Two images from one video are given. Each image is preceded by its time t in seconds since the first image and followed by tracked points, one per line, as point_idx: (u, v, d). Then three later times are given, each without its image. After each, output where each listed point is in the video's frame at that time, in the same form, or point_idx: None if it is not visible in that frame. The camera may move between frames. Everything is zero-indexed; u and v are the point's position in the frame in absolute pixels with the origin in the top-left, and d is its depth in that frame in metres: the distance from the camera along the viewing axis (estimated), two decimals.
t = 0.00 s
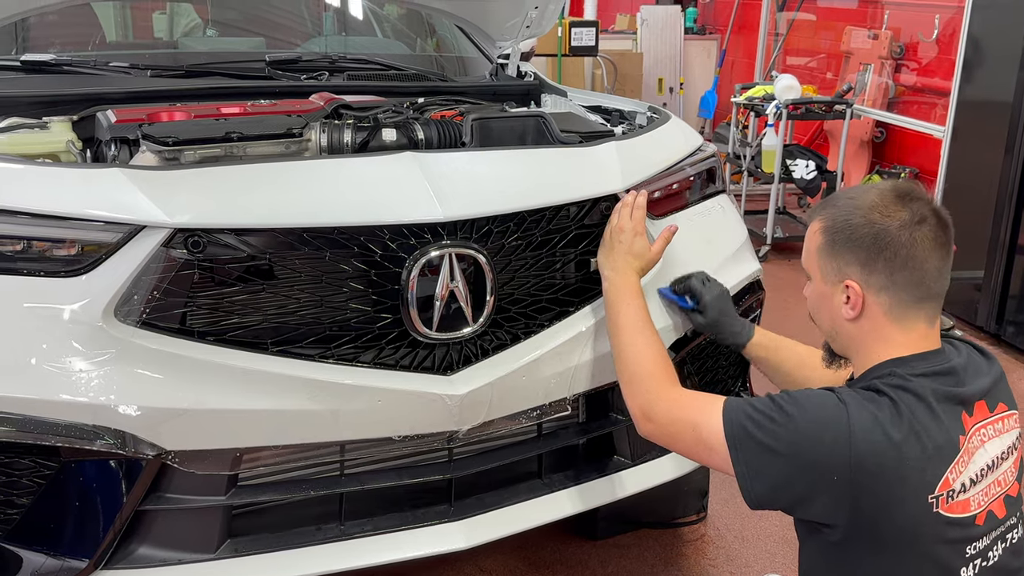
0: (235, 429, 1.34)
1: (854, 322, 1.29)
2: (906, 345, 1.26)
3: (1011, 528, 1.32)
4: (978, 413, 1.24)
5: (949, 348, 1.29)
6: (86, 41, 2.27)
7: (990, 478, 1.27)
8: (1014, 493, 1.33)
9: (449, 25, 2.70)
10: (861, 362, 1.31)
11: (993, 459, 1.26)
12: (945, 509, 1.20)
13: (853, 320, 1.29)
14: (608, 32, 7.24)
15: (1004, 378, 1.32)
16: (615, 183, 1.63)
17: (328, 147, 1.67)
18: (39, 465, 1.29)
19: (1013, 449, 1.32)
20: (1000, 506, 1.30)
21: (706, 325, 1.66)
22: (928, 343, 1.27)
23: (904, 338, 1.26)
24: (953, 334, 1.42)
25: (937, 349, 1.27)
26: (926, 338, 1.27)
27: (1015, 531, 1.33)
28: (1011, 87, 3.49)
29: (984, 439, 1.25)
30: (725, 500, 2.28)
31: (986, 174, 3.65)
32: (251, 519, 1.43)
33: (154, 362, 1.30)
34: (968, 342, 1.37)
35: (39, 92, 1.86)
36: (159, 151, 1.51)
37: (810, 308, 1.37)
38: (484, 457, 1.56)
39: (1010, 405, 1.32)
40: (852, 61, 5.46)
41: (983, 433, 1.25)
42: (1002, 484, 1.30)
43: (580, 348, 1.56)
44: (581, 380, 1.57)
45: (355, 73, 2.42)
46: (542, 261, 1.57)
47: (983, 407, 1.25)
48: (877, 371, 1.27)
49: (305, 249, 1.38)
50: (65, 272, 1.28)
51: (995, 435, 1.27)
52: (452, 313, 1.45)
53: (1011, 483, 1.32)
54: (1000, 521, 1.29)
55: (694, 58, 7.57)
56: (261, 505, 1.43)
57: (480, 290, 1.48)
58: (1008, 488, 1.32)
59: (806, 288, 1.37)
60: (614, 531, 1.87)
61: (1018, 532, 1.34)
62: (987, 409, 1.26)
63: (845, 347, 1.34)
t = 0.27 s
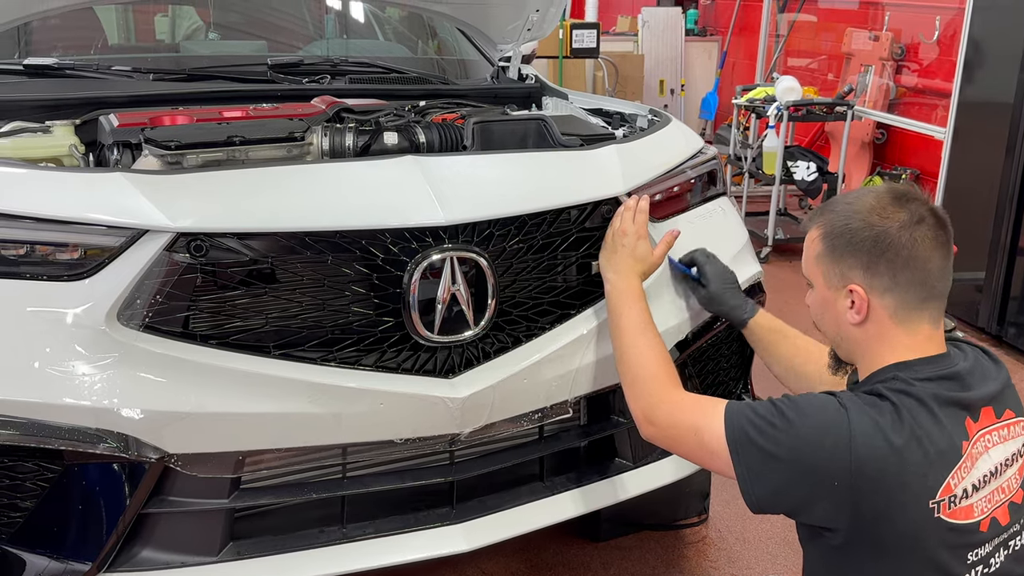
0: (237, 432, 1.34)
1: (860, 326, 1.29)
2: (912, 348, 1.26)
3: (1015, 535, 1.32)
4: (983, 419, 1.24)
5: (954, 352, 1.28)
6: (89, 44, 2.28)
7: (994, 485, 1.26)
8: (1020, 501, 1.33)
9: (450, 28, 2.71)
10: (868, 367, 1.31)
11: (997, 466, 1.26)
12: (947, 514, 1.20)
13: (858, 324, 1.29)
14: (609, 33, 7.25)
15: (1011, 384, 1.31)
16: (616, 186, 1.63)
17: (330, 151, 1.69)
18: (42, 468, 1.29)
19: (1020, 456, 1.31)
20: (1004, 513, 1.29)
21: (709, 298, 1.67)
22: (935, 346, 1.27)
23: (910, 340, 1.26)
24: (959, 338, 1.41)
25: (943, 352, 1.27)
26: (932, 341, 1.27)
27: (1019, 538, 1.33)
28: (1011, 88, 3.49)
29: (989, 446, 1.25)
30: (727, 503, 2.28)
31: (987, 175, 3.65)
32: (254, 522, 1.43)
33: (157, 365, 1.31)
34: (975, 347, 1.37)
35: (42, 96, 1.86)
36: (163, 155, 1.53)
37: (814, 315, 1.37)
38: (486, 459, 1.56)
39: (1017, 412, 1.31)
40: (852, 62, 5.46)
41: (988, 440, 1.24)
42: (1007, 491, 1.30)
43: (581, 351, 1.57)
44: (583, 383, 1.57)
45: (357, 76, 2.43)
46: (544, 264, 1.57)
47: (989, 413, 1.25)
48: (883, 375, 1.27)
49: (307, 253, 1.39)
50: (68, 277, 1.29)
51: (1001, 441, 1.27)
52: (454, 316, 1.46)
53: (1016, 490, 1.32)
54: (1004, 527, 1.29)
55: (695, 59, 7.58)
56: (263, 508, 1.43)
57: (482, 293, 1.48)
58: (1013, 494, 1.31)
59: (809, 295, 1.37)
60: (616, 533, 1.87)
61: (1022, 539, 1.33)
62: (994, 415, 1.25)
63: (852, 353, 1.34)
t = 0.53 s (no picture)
0: (238, 433, 1.35)
1: (863, 330, 1.28)
2: (917, 350, 1.26)
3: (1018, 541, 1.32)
4: (987, 424, 1.24)
5: (957, 356, 1.28)
6: (89, 46, 2.28)
7: (997, 490, 1.26)
8: None
9: (449, 30, 2.71)
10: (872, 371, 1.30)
11: (1001, 471, 1.26)
12: (948, 519, 1.20)
13: (862, 329, 1.28)
14: (609, 34, 7.26)
15: (1017, 389, 1.31)
16: (616, 187, 1.63)
17: (330, 152, 1.68)
18: (43, 469, 1.30)
19: None
20: (1009, 519, 1.29)
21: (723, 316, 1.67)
22: (940, 349, 1.26)
23: (914, 343, 1.26)
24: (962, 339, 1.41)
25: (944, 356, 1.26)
26: (935, 344, 1.26)
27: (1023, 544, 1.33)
28: (1011, 88, 3.49)
29: (992, 451, 1.24)
30: (727, 503, 2.28)
31: (987, 175, 3.65)
32: (254, 523, 1.44)
33: (158, 367, 1.31)
34: (981, 351, 1.36)
35: (42, 98, 1.87)
36: (163, 157, 1.53)
37: (815, 321, 1.37)
38: (486, 460, 1.56)
39: None
40: (852, 62, 5.46)
41: (991, 445, 1.24)
42: (1011, 497, 1.29)
43: (581, 352, 1.57)
44: (583, 384, 1.57)
45: (357, 78, 2.44)
46: (544, 265, 1.57)
47: (993, 418, 1.25)
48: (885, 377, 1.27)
49: (307, 254, 1.39)
50: (68, 278, 1.29)
51: (1004, 446, 1.26)
52: (454, 317, 1.46)
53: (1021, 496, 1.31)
54: (1007, 533, 1.29)
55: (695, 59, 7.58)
56: (263, 509, 1.44)
57: (482, 294, 1.48)
58: (1018, 500, 1.31)
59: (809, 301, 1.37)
60: (616, 534, 1.87)
61: None
62: (998, 419, 1.25)
63: (856, 358, 1.33)
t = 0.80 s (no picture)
0: (235, 434, 1.35)
1: (848, 337, 1.29)
2: (902, 357, 1.26)
3: (1015, 539, 1.32)
4: (982, 424, 1.24)
5: (953, 357, 1.28)
6: (87, 47, 2.28)
7: (994, 490, 1.26)
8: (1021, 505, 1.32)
9: (448, 30, 2.71)
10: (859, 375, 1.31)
11: (997, 471, 1.25)
12: (946, 521, 1.20)
13: (846, 335, 1.29)
14: (608, 34, 7.25)
15: (1009, 388, 1.31)
16: (613, 187, 1.63)
17: (327, 152, 1.67)
18: (40, 470, 1.29)
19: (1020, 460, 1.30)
20: (1005, 518, 1.29)
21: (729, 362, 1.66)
22: (927, 353, 1.27)
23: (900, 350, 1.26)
24: (955, 339, 1.41)
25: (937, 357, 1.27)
26: (924, 348, 1.27)
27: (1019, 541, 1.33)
28: (1010, 87, 3.49)
29: (988, 450, 1.24)
30: (726, 503, 2.28)
31: (986, 175, 3.65)
32: (251, 524, 1.44)
33: (155, 368, 1.31)
34: (973, 351, 1.36)
35: (40, 98, 1.86)
36: (160, 158, 1.53)
37: (801, 324, 1.37)
38: (484, 461, 1.56)
39: (1017, 415, 1.30)
40: (851, 62, 5.46)
41: (987, 444, 1.24)
42: (1007, 496, 1.29)
43: (578, 352, 1.57)
44: (581, 384, 1.57)
45: (356, 78, 2.44)
46: (541, 265, 1.57)
47: (987, 417, 1.24)
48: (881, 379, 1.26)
49: (304, 255, 1.39)
50: (66, 279, 1.29)
51: (1000, 446, 1.26)
52: (452, 317, 1.45)
53: (1016, 494, 1.31)
54: (1005, 532, 1.29)
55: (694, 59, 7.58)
56: (261, 510, 1.43)
57: (479, 294, 1.48)
58: (1013, 499, 1.31)
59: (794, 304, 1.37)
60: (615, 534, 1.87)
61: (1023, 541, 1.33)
62: (992, 419, 1.25)
63: (843, 361, 1.34)
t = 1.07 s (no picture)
0: (232, 434, 1.34)
1: (856, 335, 1.29)
2: (910, 354, 1.26)
3: (1016, 546, 1.31)
4: (986, 428, 1.23)
5: (955, 359, 1.28)
6: (84, 47, 2.27)
7: (995, 494, 1.26)
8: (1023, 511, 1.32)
9: (446, 30, 2.70)
10: (867, 374, 1.31)
11: (1000, 475, 1.25)
12: (944, 523, 1.20)
13: (854, 333, 1.28)
14: (607, 35, 7.26)
15: (1018, 393, 1.30)
16: (611, 186, 1.63)
17: (325, 153, 1.67)
18: (37, 472, 1.29)
19: None
20: (1006, 523, 1.29)
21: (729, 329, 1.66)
22: (934, 351, 1.26)
23: (907, 348, 1.26)
24: (962, 342, 1.41)
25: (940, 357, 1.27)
26: (930, 347, 1.26)
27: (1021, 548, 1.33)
28: (1009, 86, 3.48)
29: (991, 455, 1.24)
30: (725, 502, 2.27)
31: (985, 174, 3.64)
32: (248, 524, 1.43)
33: (152, 368, 1.30)
34: (979, 354, 1.36)
35: (37, 98, 1.86)
36: (157, 158, 1.53)
37: (809, 325, 1.37)
38: (481, 461, 1.56)
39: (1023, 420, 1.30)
40: (850, 62, 5.46)
41: (990, 449, 1.24)
42: (1009, 501, 1.29)
43: (576, 352, 1.56)
44: (579, 383, 1.57)
45: (353, 78, 2.44)
46: (539, 265, 1.57)
47: (992, 421, 1.24)
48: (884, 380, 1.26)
49: (301, 255, 1.39)
50: (62, 280, 1.29)
51: (1003, 450, 1.26)
52: (449, 317, 1.45)
53: (1019, 500, 1.31)
54: (1005, 538, 1.28)
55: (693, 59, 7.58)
56: (258, 510, 1.43)
57: (476, 294, 1.48)
58: (1016, 504, 1.30)
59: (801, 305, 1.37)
60: (613, 534, 1.87)
61: None
62: (997, 424, 1.25)
63: (852, 361, 1.33)
